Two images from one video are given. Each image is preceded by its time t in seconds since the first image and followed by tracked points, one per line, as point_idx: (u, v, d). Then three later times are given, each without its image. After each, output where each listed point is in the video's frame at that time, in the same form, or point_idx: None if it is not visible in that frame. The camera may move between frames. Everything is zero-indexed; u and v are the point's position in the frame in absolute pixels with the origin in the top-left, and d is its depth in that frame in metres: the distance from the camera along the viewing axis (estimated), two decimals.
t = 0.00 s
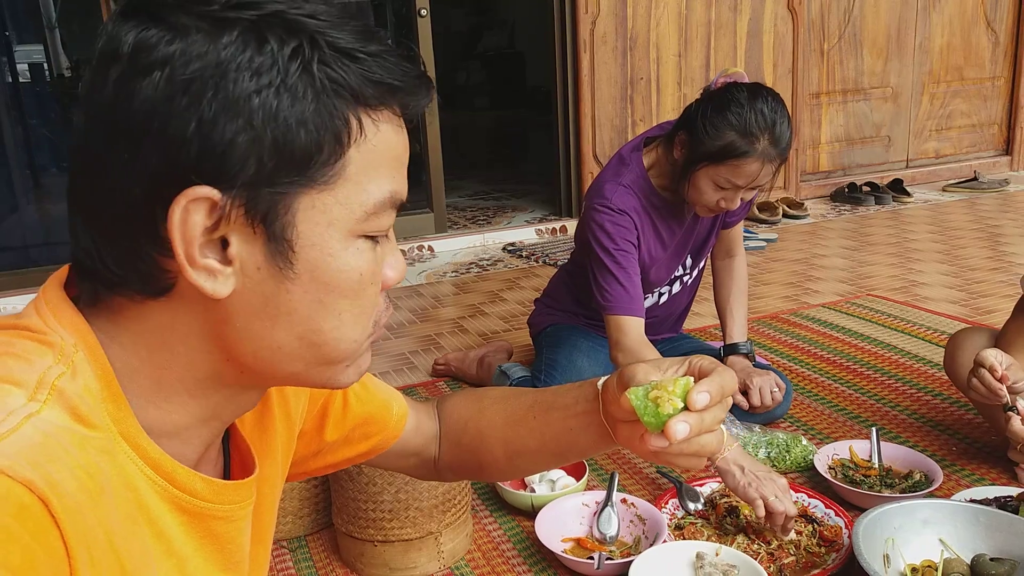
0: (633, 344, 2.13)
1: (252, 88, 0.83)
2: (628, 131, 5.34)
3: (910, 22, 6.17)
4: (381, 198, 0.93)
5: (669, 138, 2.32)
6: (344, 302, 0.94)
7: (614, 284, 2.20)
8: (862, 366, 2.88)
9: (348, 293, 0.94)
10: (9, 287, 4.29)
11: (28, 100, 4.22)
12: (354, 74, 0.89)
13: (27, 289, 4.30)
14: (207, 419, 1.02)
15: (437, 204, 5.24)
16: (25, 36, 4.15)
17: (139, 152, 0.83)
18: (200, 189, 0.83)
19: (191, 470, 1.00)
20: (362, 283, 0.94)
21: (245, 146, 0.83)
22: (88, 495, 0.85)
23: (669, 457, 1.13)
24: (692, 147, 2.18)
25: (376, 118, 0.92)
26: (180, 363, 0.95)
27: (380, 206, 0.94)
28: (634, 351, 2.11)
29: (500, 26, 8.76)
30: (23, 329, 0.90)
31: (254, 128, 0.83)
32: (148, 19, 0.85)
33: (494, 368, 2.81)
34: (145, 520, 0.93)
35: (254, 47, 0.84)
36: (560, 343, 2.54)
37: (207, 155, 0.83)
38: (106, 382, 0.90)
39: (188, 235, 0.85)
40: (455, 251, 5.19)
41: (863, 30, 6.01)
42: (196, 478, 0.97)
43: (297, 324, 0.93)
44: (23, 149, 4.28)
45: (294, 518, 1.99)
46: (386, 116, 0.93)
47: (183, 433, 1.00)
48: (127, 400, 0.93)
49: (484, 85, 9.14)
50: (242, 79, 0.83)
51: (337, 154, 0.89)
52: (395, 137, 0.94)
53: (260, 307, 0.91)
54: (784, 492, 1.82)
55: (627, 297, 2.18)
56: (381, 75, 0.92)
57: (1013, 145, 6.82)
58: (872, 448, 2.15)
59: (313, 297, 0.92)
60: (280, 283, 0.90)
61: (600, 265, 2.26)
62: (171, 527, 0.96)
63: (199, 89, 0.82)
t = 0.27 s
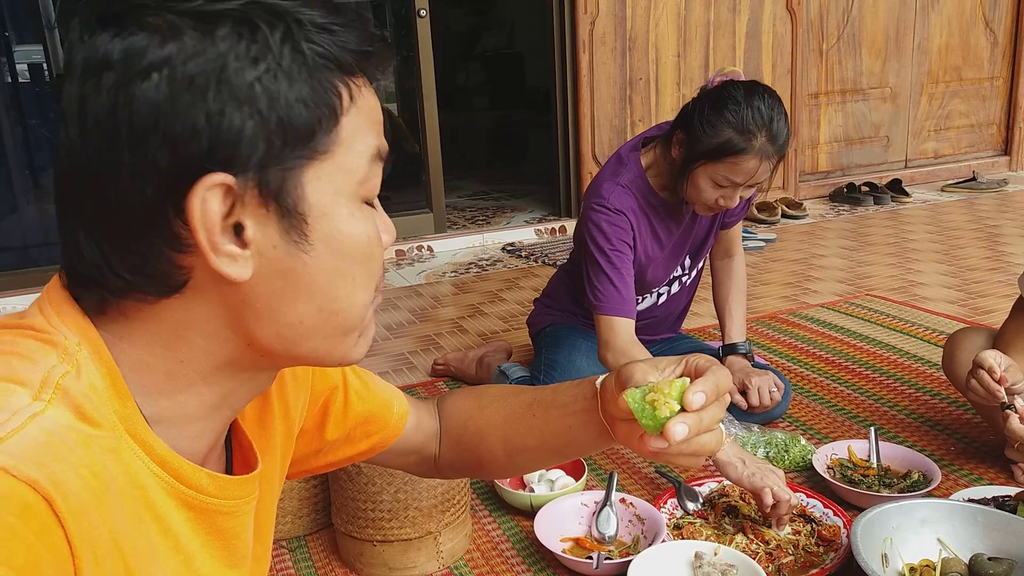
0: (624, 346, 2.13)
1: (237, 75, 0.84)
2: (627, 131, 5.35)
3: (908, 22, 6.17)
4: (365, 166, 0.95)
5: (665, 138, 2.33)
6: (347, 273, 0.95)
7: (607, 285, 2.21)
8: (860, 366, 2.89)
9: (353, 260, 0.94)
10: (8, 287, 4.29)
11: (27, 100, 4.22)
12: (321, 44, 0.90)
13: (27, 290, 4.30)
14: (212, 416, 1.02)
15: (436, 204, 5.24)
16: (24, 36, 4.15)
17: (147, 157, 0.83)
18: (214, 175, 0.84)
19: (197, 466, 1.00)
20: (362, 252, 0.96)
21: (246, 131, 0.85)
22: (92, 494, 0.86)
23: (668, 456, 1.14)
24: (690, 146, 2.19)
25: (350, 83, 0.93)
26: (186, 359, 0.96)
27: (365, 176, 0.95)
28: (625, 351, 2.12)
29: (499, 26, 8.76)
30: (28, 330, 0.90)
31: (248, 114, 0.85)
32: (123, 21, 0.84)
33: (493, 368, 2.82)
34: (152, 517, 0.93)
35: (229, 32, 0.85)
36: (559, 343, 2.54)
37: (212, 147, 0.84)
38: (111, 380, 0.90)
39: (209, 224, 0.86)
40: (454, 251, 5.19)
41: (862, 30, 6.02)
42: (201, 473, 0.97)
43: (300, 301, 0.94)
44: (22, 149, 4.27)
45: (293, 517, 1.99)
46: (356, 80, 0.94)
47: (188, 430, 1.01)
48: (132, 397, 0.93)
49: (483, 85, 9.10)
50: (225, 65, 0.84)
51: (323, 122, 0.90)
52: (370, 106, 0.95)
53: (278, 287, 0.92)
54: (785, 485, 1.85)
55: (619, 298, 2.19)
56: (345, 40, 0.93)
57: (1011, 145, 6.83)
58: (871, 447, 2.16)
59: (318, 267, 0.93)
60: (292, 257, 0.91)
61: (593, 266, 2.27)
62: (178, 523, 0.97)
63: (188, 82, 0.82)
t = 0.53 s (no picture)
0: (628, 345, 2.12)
1: (84, 33, 0.87)
2: (626, 130, 5.34)
3: (908, 21, 6.16)
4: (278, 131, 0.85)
5: (662, 136, 2.32)
6: (202, 249, 0.82)
7: (608, 285, 2.20)
8: (859, 365, 2.88)
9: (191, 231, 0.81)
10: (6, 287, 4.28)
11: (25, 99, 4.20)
12: None
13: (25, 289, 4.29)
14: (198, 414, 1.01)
15: (435, 203, 5.23)
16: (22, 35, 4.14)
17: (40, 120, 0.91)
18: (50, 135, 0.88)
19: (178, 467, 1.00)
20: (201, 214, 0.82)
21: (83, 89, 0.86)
22: (80, 489, 0.84)
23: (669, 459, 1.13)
24: (685, 143, 2.18)
25: (208, 34, 0.86)
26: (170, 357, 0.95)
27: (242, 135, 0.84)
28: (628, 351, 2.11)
29: (499, 26, 8.74)
30: (21, 320, 0.92)
31: (89, 72, 0.86)
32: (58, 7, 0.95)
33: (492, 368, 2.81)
34: (133, 518, 0.93)
35: None
36: (558, 342, 2.53)
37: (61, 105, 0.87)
38: (93, 380, 0.91)
39: (50, 179, 0.88)
40: (453, 250, 5.18)
41: (862, 29, 6.01)
42: (183, 475, 0.97)
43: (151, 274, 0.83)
44: (19, 148, 4.25)
45: (291, 518, 1.98)
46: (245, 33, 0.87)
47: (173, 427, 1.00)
48: (116, 396, 0.94)
49: (482, 85, 9.05)
50: (85, 26, 0.87)
51: (149, 73, 0.84)
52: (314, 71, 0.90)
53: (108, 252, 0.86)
54: (785, 488, 1.87)
55: (620, 297, 2.18)
56: None
57: (1011, 144, 6.83)
58: (870, 447, 2.15)
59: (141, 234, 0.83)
60: (111, 220, 0.85)
61: (594, 267, 2.26)
62: (160, 526, 0.96)
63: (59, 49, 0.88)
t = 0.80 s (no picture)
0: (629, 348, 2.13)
1: (70, 36, 0.87)
2: (626, 131, 5.33)
3: (908, 22, 6.16)
4: (247, 142, 0.84)
5: (660, 137, 2.31)
6: (175, 263, 0.81)
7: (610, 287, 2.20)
8: (860, 367, 2.87)
9: (164, 248, 0.81)
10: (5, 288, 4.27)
11: (25, 100, 4.20)
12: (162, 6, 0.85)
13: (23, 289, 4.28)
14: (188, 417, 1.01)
15: (434, 204, 5.23)
16: (21, 36, 4.12)
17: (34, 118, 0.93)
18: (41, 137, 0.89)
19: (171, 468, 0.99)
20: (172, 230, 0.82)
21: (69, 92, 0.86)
22: (74, 490, 0.83)
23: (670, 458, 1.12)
24: (683, 142, 2.18)
25: (189, 45, 0.84)
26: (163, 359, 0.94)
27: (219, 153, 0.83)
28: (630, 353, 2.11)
29: (498, 26, 8.73)
30: (13, 322, 0.91)
31: (72, 75, 0.86)
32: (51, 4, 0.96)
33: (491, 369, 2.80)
34: (122, 520, 0.93)
35: None
36: (557, 344, 2.52)
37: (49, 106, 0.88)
38: (83, 384, 0.91)
39: (40, 183, 0.89)
40: (453, 251, 5.17)
41: (861, 30, 6.00)
42: (175, 475, 0.96)
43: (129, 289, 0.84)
44: (18, 149, 4.24)
45: (289, 520, 1.97)
46: (226, 45, 0.85)
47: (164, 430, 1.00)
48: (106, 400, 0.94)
49: (481, 85, 9.03)
50: (71, 27, 0.88)
51: (129, 82, 0.84)
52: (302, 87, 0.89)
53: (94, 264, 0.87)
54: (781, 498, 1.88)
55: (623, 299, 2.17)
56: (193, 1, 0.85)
57: (1011, 145, 6.82)
58: (871, 450, 2.14)
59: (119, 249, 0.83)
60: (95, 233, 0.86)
61: (596, 270, 2.25)
62: (151, 526, 0.96)
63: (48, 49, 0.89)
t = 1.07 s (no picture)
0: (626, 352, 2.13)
1: (59, 49, 0.84)
2: (625, 131, 5.32)
3: (908, 22, 6.15)
4: (277, 143, 0.86)
5: (660, 139, 2.30)
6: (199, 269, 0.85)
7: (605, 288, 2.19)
8: (859, 369, 2.86)
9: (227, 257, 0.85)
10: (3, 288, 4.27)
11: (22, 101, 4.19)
12: (165, 10, 0.86)
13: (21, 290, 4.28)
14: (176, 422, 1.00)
15: (433, 205, 5.22)
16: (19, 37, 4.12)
17: (11, 142, 0.87)
18: (34, 155, 0.84)
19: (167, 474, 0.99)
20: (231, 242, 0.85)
21: (69, 107, 0.83)
22: (62, 496, 0.85)
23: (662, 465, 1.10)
24: (684, 146, 2.17)
25: (205, 47, 0.85)
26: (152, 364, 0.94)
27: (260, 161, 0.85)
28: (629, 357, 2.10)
29: (498, 26, 8.72)
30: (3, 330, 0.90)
31: (78, 90, 0.83)
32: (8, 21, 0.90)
33: (489, 372, 2.79)
34: (116, 526, 0.92)
35: (68, 11, 0.85)
36: (555, 348, 2.51)
37: (43, 123, 0.84)
38: (79, 388, 0.89)
39: (37, 205, 0.85)
40: (451, 252, 5.17)
41: (861, 30, 5.99)
42: (170, 482, 0.96)
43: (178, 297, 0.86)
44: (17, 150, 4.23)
45: (286, 524, 1.97)
46: (243, 44, 0.87)
47: (153, 435, 0.99)
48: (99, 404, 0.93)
49: (480, 84, 9.05)
50: (62, 41, 0.84)
51: (152, 93, 0.83)
52: (314, 81, 0.91)
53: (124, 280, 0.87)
54: (769, 496, 1.89)
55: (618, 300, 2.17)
56: None
57: (1011, 145, 6.81)
58: (870, 454, 2.14)
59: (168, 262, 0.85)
60: (128, 249, 0.85)
61: (590, 270, 2.25)
62: (147, 533, 0.95)
63: (32, 65, 0.84)
